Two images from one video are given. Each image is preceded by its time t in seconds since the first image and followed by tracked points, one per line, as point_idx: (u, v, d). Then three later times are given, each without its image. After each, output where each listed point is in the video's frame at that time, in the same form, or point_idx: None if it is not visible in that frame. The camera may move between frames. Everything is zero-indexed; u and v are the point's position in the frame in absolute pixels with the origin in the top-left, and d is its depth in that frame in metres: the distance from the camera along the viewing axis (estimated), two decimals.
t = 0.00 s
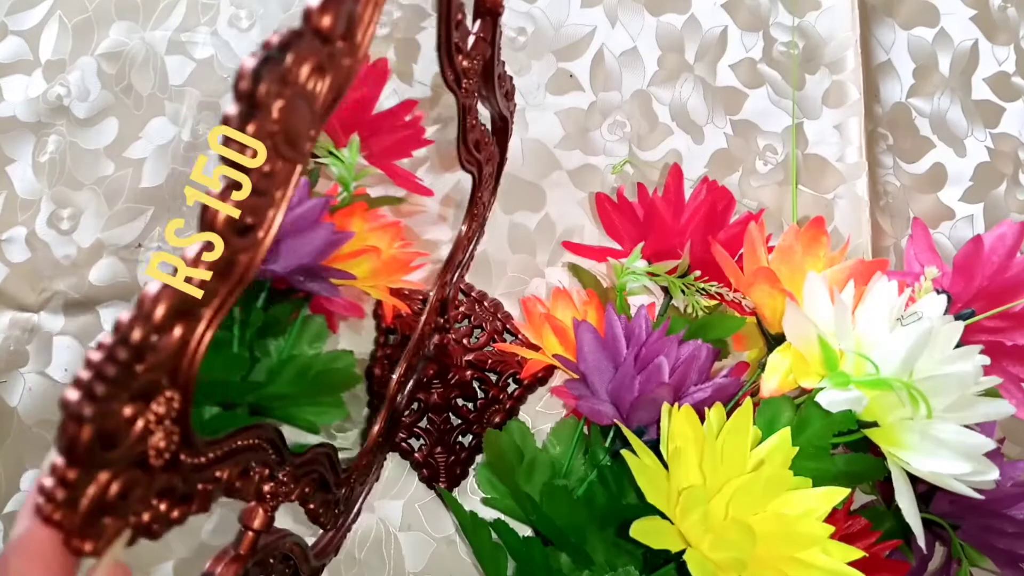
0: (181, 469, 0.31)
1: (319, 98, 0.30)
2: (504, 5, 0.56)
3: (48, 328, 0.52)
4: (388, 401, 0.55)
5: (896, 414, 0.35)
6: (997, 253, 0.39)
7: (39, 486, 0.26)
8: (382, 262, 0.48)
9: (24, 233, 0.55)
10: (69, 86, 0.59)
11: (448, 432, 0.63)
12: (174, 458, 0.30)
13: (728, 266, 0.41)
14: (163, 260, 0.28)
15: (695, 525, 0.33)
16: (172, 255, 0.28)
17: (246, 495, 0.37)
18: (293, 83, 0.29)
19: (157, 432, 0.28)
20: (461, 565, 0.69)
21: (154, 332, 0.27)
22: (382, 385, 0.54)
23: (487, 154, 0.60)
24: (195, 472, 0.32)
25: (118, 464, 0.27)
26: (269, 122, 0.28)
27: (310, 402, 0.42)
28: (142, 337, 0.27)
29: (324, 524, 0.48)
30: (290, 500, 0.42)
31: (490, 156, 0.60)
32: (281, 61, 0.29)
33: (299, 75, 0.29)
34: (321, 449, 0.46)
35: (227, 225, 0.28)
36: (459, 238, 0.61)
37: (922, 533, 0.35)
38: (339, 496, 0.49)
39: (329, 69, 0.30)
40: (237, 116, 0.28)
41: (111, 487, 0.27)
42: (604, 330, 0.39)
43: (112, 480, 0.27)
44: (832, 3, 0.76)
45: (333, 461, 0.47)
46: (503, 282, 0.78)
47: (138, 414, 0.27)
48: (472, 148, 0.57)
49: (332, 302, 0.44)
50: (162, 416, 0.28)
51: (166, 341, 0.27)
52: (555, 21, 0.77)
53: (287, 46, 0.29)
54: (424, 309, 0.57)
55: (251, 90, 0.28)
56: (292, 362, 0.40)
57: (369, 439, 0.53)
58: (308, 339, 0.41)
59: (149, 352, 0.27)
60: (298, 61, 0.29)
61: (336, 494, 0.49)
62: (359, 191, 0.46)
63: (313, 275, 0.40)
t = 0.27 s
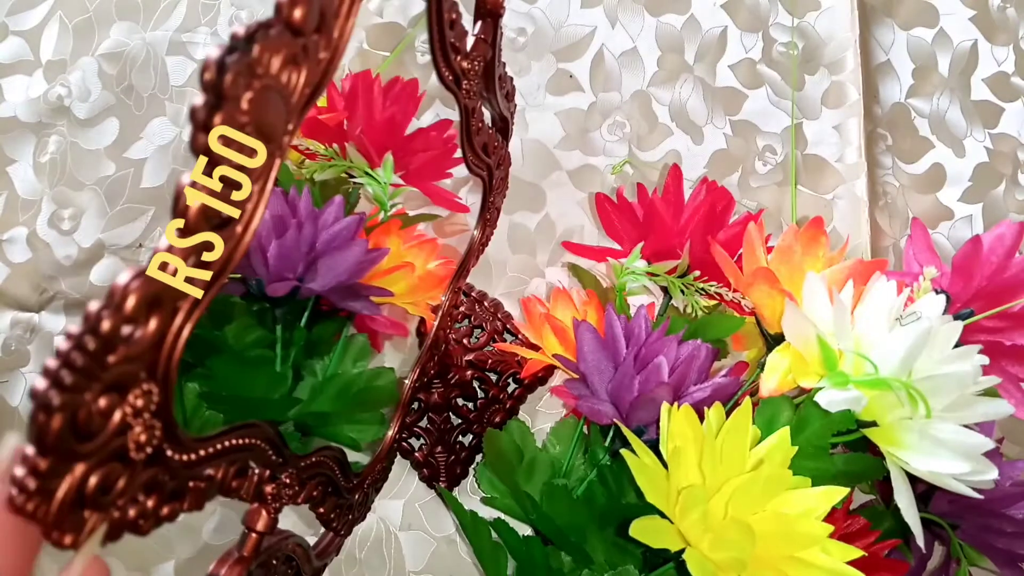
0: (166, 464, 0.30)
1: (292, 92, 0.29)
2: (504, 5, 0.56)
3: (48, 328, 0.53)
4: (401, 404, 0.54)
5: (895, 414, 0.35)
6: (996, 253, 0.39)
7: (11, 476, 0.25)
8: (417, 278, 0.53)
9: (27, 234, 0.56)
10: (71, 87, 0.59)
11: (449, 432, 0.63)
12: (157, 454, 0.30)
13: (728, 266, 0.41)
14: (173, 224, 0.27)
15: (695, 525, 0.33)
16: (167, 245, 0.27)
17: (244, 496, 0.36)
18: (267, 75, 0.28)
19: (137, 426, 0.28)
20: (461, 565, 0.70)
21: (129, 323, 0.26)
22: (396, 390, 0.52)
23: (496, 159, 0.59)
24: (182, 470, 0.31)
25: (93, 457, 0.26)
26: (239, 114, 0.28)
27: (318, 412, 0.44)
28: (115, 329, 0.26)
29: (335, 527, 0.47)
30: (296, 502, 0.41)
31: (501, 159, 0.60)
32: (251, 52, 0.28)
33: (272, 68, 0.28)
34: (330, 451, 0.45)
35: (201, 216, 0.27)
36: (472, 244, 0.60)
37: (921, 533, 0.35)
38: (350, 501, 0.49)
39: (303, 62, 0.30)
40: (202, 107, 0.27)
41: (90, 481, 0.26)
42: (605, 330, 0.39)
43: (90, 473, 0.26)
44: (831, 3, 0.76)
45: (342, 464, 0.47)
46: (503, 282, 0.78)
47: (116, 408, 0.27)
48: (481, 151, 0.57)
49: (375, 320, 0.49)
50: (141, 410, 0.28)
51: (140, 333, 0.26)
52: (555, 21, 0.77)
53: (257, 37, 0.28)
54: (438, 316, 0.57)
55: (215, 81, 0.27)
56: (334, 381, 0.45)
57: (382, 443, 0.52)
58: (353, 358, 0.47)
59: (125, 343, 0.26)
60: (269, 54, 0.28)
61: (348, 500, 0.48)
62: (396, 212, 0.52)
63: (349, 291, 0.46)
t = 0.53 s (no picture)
0: (170, 465, 0.30)
1: (297, 95, 0.29)
2: (505, 5, 0.56)
3: (48, 327, 0.54)
4: (400, 403, 0.54)
5: (895, 414, 0.35)
6: (996, 254, 0.39)
7: (17, 478, 0.25)
8: (414, 277, 0.53)
9: (28, 234, 0.56)
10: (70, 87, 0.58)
11: (449, 432, 0.63)
12: (161, 455, 0.29)
13: (728, 266, 0.41)
14: (174, 226, 0.28)
15: (695, 525, 0.33)
16: (171, 247, 0.27)
17: (245, 497, 0.36)
18: (271, 78, 0.28)
19: (142, 427, 0.27)
20: (461, 565, 0.70)
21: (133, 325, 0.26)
22: (394, 389, 0.52)
23: (496, 159, 0.59)
24: (186, 471, 0.31)
25: (98, 460, 0.26)
26: (245, 117, 0.28)
27: (313, 411, 0.44)
28: (120, 332, 0.26)
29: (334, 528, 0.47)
30: (297, 503, 0.41)
31: (500, 159, 0.59)
32: (256, 55, 0.28)
33: (275, 71, 0.28)
34: (328, 452, 0.45)
35: (205, 219, 0.27)
36: (471, 243, 0.60)
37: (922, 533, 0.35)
38: (350, 501, 0.49)
39: (307, 64, 0.30)
40: (208, 110, 0.27)
41: (94, 483, 0.26)
42: (605, 330, 0.39)
43: (95, 475, 0.26)
44: (832, 3, 0.76)
45: (342, 464, 0.47)
46: (503, 282, 0.78)
47: (121, 410, 0.27)
48: (480, 151, 0.56)
49: (371, 319, 0.49)
50: (147, 413, 0.28)
51: (145, 335, 0.26)
52: (555, 21, 0.77)
53: (262, 40, 0.28)
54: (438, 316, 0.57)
55: (221, 84, 0.28)
56: (330, 380, 0.45)
57: (381, 443, 0.52)
58: (349, 356, 0.47)
59: (131, 346, 0.26)
60: (273, 56, 0.28)
61: (348, 500, 0.48)
62: (394, 211, 0.52)
63: (348, 291, 0.46)
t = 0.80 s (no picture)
0: (169, 465, 0.30)
1: (297, 95, 0.29)
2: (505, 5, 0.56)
3: (48, 327, 0.54)
4: (400, 403, 0.54)
5: (895, 414, 0.35)
6: (996, 254, 0.39)
7: (16, 477, 0.25)
8: (414, 277, 0.53)
9: (28, 234, 0.56)
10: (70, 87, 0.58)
11: (449, 432, 0.63)
12: (160, 455, 0.29)
13: (728, 266, 0.41)
14: (174, 225, 0.28)
15: (695, 525, 0.33)
16: (171, 247, 0.27)
17: (244, 497, 0.36)
18: (271, 78, 0.28)
19: (141, 427, 0.27)
20: (461, 565, 0.70)
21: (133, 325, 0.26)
22: (395, 390, 0.52)
23: (496, 159, 0.59)
24: (186, 471, 0.31)
25: (97, 460, 0.26)
26: (244, 117, 0.28)
27: (313, 411, 0.44)
28: (119, 331, 0.26)
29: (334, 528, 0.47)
30: (296, 503, 0.41)
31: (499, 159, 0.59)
32: (256, 55, 0.28)
33: (275, 71, 0.28)
34: (329, 452, 0.45)
35: (205, 220, 0.27)
36: (471, 243, 0.60)
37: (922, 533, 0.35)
38: (350, 501, 0.49)
39: (307, 64, 0.30)
40: (207, 110, 0.27)
41: (94, 483, 0.26)
42: (605, 330, 0.39)
43: (94, 475, 0.26)
44: (832, 3, 0.76)
45: (341, 464, 0.47)
46: (503, 282, 0.78)
47: (121, 410, 0.27)
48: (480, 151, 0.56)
49: (371, 319, 0.49)
50: (146, 413, 0.28)
51: (145, 334, 0.26)
52: (555, 21, 0.77)
53: (262, 40, 0.28)
54: (438, 317, 0.56)
55: (221, 84, 0.28)
56: (329, 380, 0.45)
57: (381, 443, 0.52)
58: (348, 356, 0.47)
59: (129, 346, 0.26)
60: (272, 56, 0.28)
61: (347, 500, 0.48)
62: (394, 210, 0.52)
63: (348, 291, 0.46)
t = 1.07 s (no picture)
0: (170, 465, 0.30)
1: (298, 96, 0.29)
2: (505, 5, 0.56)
3: (49, 327, 0.54)
4: (400, 403, 0.54)
5: (895, 413, 0.35)
6: (996, 254, 0.39)
7: (16, 478, 0.25)
8: (414, 277, 0.53)
9: (28, 234, 0.56)
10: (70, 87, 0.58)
11: (449, 432, 0.63)
12: (161, 455, 0.29)
13: (727, 266, 0.41)
14: (174, 225, 0.28)
15: (695, 525, 0.33)
16: (171, 247, 0.27)
17: (244, 497, 0.36)
18: (272, 79, 0.28)
19: (141, 428, 0.27)
20: (461, 565, 0.70)
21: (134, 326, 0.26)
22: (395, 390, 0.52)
23: (496, 159, 0.59)
24: (186, 472, 0.31)
25: (98, 460, 0.26)
26: (245, 117, 0.28)
27: (312, 411, 0.44)
28: (119, 332, 0.26)
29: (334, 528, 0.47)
30: (297, 503, 0.41)
31: (499, 159, 0.59)
32: (256, 55, 0.28)
33: (276, 71, 0.28)
34: (329, 452, 0.45)
35: (205, 220, 0.27)
36: (471, 243, 0.60)
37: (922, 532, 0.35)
38: (349, 501, 0.49)
39: (307, 64, 0.30)
40: (208, 110, 0.27)
41: (94, 483, 0.26)
42: (605, 330, 0.39)
43: (95, 476, 0.26)
44: (832, 3, 0.76)
45: (341, 465, 0.47)
46: (503, 282, 0.78)
47: (121, 410, 0.26)
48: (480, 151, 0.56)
49: (371, 320, 0.49)
50: (146, 413, 0.28)
51: (145, 335, 0.26)
52: (555, 21, 0.77)
53: (262, 40, 0.28)
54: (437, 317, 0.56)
55: (221, 84, 0.28)
56: (329, 380, 0.45)
57: (381, 443, 0.52)
58: (348, 357, 0.47)
59: (129, 346, 0.26)
60: (272, 56, 0.28)
61: (347, 500, 0.48)
62: (394, 211, 0.52)
63: (348, 292, 0.46)
